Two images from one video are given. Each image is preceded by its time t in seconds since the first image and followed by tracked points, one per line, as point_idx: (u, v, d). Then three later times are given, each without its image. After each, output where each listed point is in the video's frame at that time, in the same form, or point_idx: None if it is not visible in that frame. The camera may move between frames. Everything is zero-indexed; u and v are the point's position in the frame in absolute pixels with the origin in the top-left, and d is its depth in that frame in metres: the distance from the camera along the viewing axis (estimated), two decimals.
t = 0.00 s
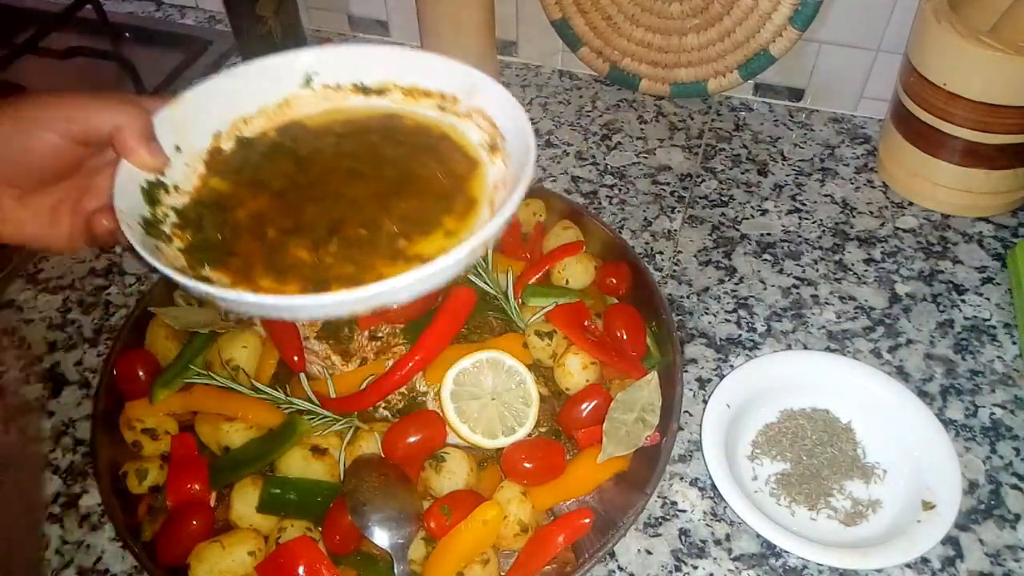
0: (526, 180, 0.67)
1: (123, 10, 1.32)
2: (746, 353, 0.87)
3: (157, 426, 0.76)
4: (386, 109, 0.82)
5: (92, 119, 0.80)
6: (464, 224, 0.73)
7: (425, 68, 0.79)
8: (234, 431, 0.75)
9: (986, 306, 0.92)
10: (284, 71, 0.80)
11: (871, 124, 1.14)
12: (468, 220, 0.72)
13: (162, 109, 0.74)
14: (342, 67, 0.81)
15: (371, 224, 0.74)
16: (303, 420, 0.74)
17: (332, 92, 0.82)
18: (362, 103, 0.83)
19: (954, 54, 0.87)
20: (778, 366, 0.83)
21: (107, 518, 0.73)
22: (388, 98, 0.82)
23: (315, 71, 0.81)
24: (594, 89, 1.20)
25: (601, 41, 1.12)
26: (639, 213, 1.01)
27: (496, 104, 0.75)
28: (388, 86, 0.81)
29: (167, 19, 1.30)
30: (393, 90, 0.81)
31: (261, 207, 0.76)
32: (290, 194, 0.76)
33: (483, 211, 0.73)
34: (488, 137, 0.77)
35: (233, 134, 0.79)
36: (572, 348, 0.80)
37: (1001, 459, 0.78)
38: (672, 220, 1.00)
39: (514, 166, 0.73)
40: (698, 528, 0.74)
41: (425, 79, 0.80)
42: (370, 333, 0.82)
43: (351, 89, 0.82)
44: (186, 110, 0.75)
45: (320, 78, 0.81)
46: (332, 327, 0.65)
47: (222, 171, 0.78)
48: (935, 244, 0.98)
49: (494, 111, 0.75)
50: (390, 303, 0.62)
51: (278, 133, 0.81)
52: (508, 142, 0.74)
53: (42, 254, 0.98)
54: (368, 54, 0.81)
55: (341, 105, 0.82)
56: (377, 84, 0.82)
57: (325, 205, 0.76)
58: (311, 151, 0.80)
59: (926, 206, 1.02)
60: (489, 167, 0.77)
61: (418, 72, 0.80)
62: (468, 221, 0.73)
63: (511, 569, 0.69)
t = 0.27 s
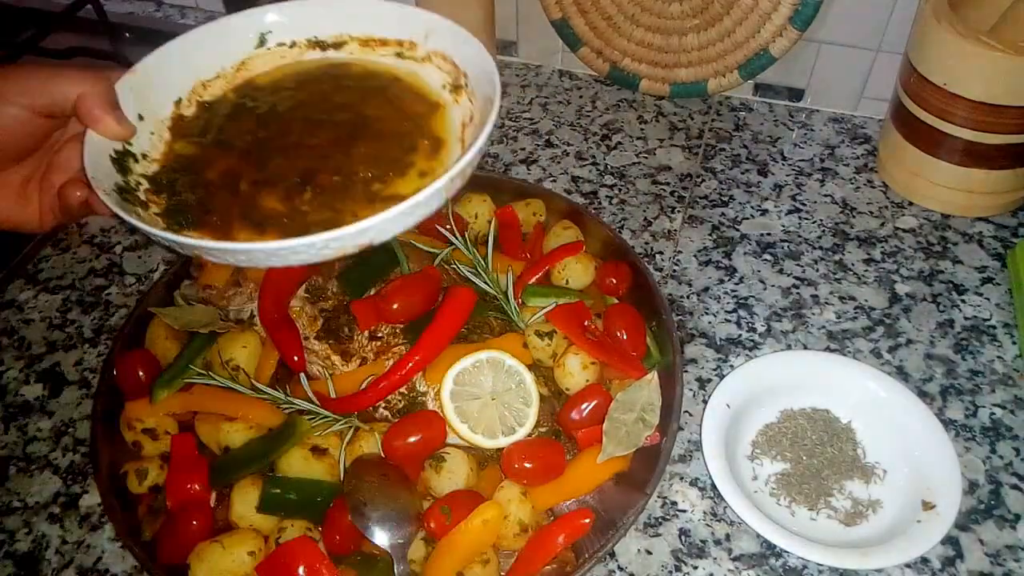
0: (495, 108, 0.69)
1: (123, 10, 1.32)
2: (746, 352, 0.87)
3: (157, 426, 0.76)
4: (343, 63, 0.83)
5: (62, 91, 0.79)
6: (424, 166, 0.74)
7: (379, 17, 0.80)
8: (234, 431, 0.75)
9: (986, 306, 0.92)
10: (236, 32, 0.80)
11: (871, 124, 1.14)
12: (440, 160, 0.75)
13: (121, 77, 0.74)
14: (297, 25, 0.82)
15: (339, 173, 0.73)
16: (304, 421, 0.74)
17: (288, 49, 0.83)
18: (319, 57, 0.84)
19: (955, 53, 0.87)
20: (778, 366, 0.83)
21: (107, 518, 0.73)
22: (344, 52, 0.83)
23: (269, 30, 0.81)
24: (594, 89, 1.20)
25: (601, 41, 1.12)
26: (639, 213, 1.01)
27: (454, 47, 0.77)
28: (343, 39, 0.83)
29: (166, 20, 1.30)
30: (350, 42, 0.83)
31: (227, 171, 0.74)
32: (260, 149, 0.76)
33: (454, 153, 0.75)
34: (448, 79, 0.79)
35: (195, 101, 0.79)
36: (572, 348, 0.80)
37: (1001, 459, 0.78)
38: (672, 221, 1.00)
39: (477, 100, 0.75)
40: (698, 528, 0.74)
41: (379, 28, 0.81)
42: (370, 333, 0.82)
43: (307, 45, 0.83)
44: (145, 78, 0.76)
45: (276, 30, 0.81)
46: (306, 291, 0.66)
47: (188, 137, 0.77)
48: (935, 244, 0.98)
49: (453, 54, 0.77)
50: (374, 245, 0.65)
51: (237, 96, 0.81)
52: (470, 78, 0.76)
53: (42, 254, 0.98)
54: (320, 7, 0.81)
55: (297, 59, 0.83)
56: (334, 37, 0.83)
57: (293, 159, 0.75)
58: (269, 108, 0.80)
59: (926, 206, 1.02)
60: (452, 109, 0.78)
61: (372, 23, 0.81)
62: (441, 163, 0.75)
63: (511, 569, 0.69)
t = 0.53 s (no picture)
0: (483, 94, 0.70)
1: (123, 10, 1.32)
2: (746, 353, 0.87)
3: (157, 426, 0.76)
4: (314, 47, 0.82)
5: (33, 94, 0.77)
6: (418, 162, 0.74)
7: None
8: (234, 431, 0.75)
9: (986, 306, 0.92)
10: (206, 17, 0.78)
11: (871, 124, 1.14)
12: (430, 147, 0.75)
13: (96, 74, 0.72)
14: (263, 8, 0.80)
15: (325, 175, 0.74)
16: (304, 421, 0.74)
17: (257, 34, 0.81)
18: (290, 40, 0.82)
19: (954, 54, 0.87)
20: (779, 366, 0.83)
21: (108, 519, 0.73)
22: (314, 35, 0.82)
23: (237, 14, 0.79)
24: (593, 89, 1.20)
25: (601, 41, 1.12)
26: (639, 213, 1.01)
27: (427, 28, 0.77)
28: (313, 22, 0.81)
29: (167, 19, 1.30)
30: (321, 24, 0.82)
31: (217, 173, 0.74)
32: (248, 149, 0.76)
33: (441, 136, 0.75)
34: (424, 61, 0.79)
35: (170, 92, 0.78)
36: (573, 348, 0.80)
37: (1001, 459, 0.78)
38: (672, 220, 1.00)
39: (458, 84, 0.75)
40: (698, 527, 0.74)
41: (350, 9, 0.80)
42: (370, 333, 0.82)
43: (277, 29, 0.81)
44: (121, 72, 0.74)
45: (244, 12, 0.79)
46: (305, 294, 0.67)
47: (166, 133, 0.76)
48: (935, 244, 0.98)
49: (428, 36, 0.77)
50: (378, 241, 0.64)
51: (210, 88, 0.80)
52: (449, 62, 0.76)
53: (42, 254, 0.98)
54: None
55: (268, 44, 0.82)
56: (303, 20, 0.82)
57: (284, 159, 0.75)
58: (253, 104, 0.79)
59: (926, 206, 1.02)
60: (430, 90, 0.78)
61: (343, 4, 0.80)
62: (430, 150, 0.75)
63: (511, 569, 0.69)
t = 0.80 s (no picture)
0: (460, 91, 0.67)
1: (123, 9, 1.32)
2: (746, 353, 0.87)
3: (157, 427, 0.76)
4: (281, 39, 0.78)
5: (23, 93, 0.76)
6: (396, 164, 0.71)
7: None
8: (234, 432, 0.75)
9: (985, 306, 0.92)
10: (173, 4, 0.74)
11: (871, 124, 1.14)
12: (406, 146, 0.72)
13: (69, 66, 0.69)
14: None
15: (304, 183, 0.71)
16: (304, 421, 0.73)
17: (223, 23, 0.77)
18: (256, 29, 0.78)
19: (954, 54, 0.87)
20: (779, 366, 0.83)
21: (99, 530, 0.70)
22: (282, 23, 0.78)
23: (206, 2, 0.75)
24: (593, 89, 1.20)
25: (601, 41, 1.12)
26: (638, 213, 1.01)
27: (400, 20, 0.74)
28: (282, 10, 0.78)
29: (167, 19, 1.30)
30: (289, 12, 0.78)
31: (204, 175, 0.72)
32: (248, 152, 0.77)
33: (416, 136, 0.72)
34: (395, 53, 0.75)
35: (142, 83, 0.74)
36: (573, 348, 0.80)
37: (1001, 459, 0.79)
38: (672, 220, 1.00)
39: (432, 76, 0.72)
40: (698, 527, 0.74)
41: None
42: (370, 333, 0.82)
43: (244, 18, 0.77)
44: (95, 65, 0.70)
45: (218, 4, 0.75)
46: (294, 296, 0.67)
47: (143, 129, 0.73)
48: (935, 244, 0.98)
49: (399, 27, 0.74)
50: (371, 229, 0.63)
51: (184, 82, 0.77)
52: (421, 54, 0.73)
53: (42, 253, 0.98)
54: None
55: (235, 35, 0.78)
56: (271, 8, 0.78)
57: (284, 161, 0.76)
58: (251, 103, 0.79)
59: (926, 206, 1.02)
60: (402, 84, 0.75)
61: None
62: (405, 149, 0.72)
63: (511, 569, 0.69)
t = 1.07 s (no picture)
0: (485, 121, 0.70)
1: (123, 10, 1.32)
2: (746, 353, 0.87)
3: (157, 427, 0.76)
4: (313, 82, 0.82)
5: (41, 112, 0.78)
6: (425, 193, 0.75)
7: (348, 33, 0.79)
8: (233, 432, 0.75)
9: (985, 306, 0.92)
10: (209, 48, 0.78)
11: (871, 124, 1.14)
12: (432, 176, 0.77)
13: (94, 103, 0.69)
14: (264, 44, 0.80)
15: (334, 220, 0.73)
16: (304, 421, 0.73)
17: (256, 69, 0.81)
18: (288, 74, 0.82)
19: (954, 53, 0.87)
20: (779, 366, 0.83)
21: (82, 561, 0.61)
22: (314, 67, 0.82)
23: (237, 48, 0.79)
24: (594, 89, 1.20)
25: (601, 41, 1.12)
26: (639, 213, 1.01)
27: (426, 62, 0.77)
28: (312, 54, 0.81)
29: (167, 19, 1.30)
30: (320, 56, 0.81)
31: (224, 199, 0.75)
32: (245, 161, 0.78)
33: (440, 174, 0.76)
34: (424, 94, 0.79)
35: (169, 124, 0.77)
36: (573, 348, 0.80)
37: (1001, 459, 0.79)
38: (672, 220, 1.00)
39: (459, 114, 0.75)
40: (698, 527, 0.74)
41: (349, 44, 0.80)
42: (370, 333, 0.83)
43: (276, 62, 0.81)
44: (120, 100, 0.72)
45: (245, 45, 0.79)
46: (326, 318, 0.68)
47: (166, 167, 0.77)
48: (935, 244, 0.98)
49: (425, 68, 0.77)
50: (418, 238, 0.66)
51: (211, 124, 0.81)
52: (449, 93, 0.76)
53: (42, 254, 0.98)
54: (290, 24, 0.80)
55: (267, 83, 0.82)
56: (301, 53, 0.81)
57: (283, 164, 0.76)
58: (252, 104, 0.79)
59: (926, 206, 1.02)
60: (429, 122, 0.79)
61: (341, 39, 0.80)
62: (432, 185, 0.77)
63: (511, 569, 0.69)
